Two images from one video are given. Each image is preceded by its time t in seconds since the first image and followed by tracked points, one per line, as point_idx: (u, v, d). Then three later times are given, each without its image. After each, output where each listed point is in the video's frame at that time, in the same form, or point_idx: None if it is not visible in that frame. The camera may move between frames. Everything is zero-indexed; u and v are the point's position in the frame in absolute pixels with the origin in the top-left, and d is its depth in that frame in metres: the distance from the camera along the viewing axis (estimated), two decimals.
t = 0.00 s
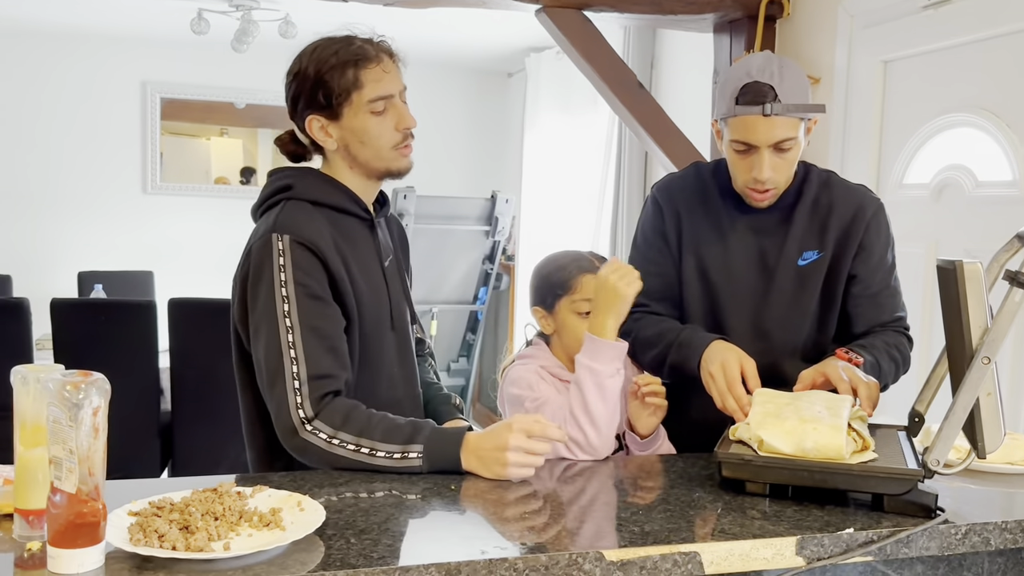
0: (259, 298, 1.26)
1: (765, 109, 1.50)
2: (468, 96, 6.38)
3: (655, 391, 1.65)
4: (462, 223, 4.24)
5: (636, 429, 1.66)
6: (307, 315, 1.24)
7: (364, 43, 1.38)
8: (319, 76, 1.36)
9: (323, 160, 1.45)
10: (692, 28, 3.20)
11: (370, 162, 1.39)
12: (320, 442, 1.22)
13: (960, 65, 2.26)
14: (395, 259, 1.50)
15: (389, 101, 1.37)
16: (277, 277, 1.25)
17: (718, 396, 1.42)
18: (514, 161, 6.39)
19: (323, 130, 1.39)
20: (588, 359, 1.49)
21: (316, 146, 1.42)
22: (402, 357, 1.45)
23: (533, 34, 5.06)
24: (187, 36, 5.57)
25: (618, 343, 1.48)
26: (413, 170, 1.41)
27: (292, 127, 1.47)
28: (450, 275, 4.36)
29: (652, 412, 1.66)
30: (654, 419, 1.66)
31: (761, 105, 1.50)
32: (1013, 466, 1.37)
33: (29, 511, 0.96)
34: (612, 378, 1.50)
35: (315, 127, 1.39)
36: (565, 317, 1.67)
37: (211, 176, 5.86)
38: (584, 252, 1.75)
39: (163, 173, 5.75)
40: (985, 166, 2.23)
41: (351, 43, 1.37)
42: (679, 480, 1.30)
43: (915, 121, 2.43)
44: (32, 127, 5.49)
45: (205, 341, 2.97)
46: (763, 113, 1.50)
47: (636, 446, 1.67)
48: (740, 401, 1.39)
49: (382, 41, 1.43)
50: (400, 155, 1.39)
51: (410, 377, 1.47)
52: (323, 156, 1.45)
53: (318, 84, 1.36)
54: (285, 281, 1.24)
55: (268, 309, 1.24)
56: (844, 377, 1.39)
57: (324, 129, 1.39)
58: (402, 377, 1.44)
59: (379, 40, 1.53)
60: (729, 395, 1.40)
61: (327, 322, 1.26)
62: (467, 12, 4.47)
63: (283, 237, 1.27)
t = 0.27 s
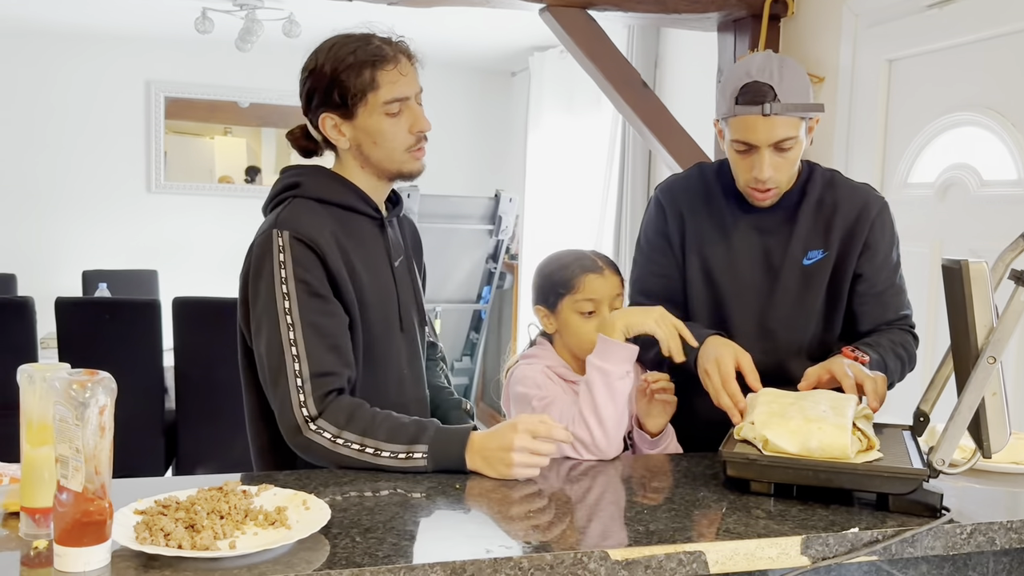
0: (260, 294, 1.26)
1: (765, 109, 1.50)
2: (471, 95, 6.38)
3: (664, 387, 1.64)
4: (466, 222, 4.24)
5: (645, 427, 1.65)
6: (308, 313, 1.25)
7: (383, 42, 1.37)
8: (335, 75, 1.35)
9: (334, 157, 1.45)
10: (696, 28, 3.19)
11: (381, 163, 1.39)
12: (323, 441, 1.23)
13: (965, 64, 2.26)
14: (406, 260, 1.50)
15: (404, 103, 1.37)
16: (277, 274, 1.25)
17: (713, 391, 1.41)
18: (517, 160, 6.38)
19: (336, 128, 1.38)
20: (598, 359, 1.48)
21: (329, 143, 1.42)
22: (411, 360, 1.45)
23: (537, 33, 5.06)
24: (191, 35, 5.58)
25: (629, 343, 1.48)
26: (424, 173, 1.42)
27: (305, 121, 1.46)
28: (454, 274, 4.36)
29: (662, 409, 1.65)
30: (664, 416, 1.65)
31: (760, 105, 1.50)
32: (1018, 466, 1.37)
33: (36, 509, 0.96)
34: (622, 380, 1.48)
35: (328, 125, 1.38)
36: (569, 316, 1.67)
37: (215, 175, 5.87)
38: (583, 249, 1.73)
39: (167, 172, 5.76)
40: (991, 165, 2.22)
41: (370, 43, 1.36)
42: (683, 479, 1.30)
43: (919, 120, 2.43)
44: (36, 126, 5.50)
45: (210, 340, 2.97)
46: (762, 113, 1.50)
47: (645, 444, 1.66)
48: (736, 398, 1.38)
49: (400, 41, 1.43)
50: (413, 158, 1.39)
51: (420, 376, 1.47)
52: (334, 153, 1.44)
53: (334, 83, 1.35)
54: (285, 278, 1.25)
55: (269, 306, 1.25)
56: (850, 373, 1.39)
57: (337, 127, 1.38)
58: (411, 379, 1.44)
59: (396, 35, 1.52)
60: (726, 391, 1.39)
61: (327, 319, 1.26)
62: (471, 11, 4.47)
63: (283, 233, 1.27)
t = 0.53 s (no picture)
0: (256, 293, 1.26)
1: (761, 108, 1.50)
2: (473, 95, 6.38)
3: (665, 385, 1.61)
4: (469, 222, 4.24)
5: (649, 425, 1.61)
6: (304, 312, 1.24)
7: (389, 39, 1.36)
8: (341, 73, 1.35)
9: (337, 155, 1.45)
10: (699, 27, 3.19)
11: (386, 163, 1.39)
12: (325, 445, 1.23)
13: (969, 63, 2.25)
14: (411, 259, 1.50)
15: (410, 102, 1.36)
16: (272, 272, 1.25)
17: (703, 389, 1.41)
18: (520, 159, 6.38)
19: (340, 127, 1.38)
20: (636, 370, 1.43)
21: (332, 141, 1.42)
22: (415, 362, 1.45)
23: (540, 32, 5.06)
24: (195, 34, 5.58)
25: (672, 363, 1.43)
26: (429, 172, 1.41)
27: (308, 118, 1.46)
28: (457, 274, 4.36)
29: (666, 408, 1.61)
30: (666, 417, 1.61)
31: (757, 104, 1.51)
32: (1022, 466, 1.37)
33: (40, 508, 0.96)
34: (652, 398, 1.43)
35: (332, 123, 1.38)
36: (563, 313, 1.66)
37: (218, 175, 5.87)
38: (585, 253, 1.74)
39: (170, 172, 5.77)
40: (994, 165, 2.22)
41: (376, 39, 1.36)
42: (686, 478, 1.30)
43: (923, 120, 2.42)
44: (40, 125, 5.51)
45: (213, 340, 2.98)
46: (759, 113, 1.51)
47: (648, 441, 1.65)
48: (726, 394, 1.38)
49: (407, 37, 1.42)
50: (418, 158, 1.38)
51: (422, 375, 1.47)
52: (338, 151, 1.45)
53: (339, 81, 1.35)
54: (281, 276, 1.25)
55: (265, 304, 1.25)
56: (853, 369, 1.39)
57: (341, 125, 1.38)
58: (415, 382, 1.44)
59: (405, 31, 1.52)
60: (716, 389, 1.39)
61: (324, 319, 1.26)
62: (474, 11, 4.47)
63: (279, 230, 1.27)
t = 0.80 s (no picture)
0: (252, 295, 1.25)
1: (758, 107, 1.51)
2: (475, 95, 6.38)
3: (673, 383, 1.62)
4: (470, 222, 4.25)
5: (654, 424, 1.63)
6: (301, 315, 1.23)
7: (390, 37, 1.36)
8: (341, 71, 1.35)
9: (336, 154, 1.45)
10: (700, 27, 3.19)
11: (387, 163, 1.39)
12: (324, 452, 1.23)
13: (970, 64, 2.25)
14: (412, 261, 1.50)
15: (412, 103, 1.37)
16: (269, 274, 1.23)
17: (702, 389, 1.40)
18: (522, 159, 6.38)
19: (340, 127, 1.38)
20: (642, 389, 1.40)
21: (332, 141, 1.42)
22: (415, 365, 1.45)
23: (541, 33, 5.06)
24: (197, 34, 5.59)
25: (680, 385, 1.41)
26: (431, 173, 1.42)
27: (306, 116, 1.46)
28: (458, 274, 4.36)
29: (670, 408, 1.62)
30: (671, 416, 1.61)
31: (754, 103, 1.51)
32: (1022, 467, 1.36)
33: (40, 508, 0.97)
34: (655, 416, 1.40)
35: (331, 123, 1.38)
36: (554, 314, 1.66)
37: (220, 175, 5.88)
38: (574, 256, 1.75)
39: (172, 172, 5.77)
40: (995, 165, 2.22)
41: (378, 38, 1.35)
42: (686, 479, 1.30)
43: (924, 120, 2.42)
44: (42, 125, 5.52)
45: (214, 340, 2.98)
46: (756, 111, 1.51)
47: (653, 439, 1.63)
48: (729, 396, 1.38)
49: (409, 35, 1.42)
50: (421, 159, 1.38)
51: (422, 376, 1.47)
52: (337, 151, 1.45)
53: (339, 80, 1.35)
54: (277, 278, 1.23)
55: (260, 306, 1.23)
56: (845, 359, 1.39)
57: (340, 125, 1.38)
58: (416, 387, 1.44)
59: (406, 29, 1.51)
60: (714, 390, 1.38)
61: (321, 322, 1.24)
62: (476, 11, 4.47)
63: (275, 230, 1.26)
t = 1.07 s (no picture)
0: (251, 297, 1.24)
1: (761, 102, 1.50)
2: (476, 95, 6.38)
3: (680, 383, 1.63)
4: (472, 222, 4.25)
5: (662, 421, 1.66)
6: (301, 318, 1.23)
7: (393, 36, 1.35)
8: (343, 71, 1.34)
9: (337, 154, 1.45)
10: (702, 27, 3.19)
11: (389, 164, 1.39)
12: (328, 457, 1.22)
13: (973, 64, 2.25)
14: (413, 262, 1.51)
15: (416, 103, 1.36)
16: (269, 276, 1.23)
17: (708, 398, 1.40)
18: (523, 159, 6.39)
19: (341, 126, 1.38)
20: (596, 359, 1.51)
21: (332, 140, 1.42)
22: (416, 367, 1.45)
23: (543, 33, 5.06)
24: (199, 34, 5.59)
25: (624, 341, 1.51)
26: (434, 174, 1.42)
27: (304, 114, 1.45)
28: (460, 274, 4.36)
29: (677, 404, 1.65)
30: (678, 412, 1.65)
31: (758, 98, 1.51)
32: None
33: (42, 507, 0.96)
34: (622, 379, 1.51)
35: (332, 123, 1.38)
36: (563, 319, 1.67)
37: (222, 174, 5.89)
38: (581, 256, 1.75)
39: (174, 172, 5.78)
40: (997, 166, 2.22)
41: (380, 36, 1.35)
42: (688, 479, 1.30)
43: (926, 121, 2.42)
44: (44, 125, 5.52)
45: (216, 339, 2.99)
46: (760, 107, 1.50)
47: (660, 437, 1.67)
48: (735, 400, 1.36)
49: (412, 32, 1.41)
50: (424, 160, 1.39)
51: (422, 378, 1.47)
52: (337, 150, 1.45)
53: (340, 80, 1.35)
54: (278, 281, 1.23)
55: (260, 309, 1.23)
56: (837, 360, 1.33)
57: (342, 125, 1.38)
58: (417, 389, 1.44)
59: (410, 27, 1.51)
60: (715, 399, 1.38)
61: (322, 326, 1.24)
62: (477, 11, 4.47)
63: (276, 231, 1.25)
